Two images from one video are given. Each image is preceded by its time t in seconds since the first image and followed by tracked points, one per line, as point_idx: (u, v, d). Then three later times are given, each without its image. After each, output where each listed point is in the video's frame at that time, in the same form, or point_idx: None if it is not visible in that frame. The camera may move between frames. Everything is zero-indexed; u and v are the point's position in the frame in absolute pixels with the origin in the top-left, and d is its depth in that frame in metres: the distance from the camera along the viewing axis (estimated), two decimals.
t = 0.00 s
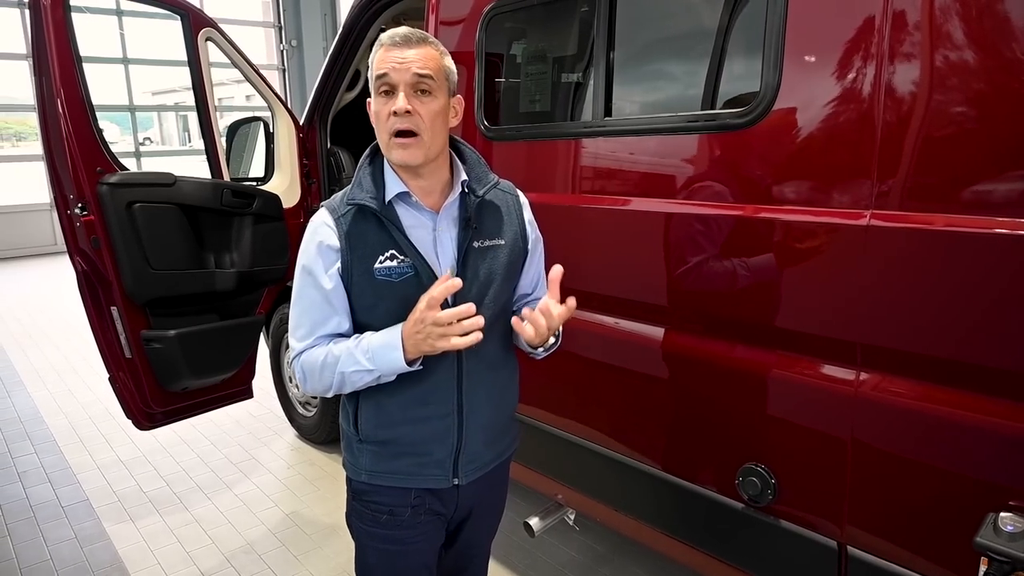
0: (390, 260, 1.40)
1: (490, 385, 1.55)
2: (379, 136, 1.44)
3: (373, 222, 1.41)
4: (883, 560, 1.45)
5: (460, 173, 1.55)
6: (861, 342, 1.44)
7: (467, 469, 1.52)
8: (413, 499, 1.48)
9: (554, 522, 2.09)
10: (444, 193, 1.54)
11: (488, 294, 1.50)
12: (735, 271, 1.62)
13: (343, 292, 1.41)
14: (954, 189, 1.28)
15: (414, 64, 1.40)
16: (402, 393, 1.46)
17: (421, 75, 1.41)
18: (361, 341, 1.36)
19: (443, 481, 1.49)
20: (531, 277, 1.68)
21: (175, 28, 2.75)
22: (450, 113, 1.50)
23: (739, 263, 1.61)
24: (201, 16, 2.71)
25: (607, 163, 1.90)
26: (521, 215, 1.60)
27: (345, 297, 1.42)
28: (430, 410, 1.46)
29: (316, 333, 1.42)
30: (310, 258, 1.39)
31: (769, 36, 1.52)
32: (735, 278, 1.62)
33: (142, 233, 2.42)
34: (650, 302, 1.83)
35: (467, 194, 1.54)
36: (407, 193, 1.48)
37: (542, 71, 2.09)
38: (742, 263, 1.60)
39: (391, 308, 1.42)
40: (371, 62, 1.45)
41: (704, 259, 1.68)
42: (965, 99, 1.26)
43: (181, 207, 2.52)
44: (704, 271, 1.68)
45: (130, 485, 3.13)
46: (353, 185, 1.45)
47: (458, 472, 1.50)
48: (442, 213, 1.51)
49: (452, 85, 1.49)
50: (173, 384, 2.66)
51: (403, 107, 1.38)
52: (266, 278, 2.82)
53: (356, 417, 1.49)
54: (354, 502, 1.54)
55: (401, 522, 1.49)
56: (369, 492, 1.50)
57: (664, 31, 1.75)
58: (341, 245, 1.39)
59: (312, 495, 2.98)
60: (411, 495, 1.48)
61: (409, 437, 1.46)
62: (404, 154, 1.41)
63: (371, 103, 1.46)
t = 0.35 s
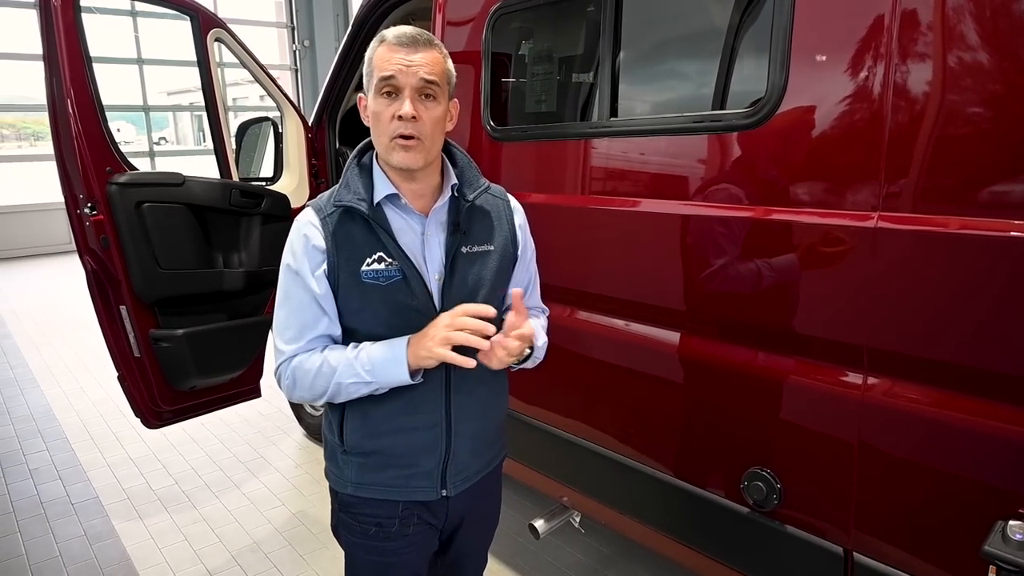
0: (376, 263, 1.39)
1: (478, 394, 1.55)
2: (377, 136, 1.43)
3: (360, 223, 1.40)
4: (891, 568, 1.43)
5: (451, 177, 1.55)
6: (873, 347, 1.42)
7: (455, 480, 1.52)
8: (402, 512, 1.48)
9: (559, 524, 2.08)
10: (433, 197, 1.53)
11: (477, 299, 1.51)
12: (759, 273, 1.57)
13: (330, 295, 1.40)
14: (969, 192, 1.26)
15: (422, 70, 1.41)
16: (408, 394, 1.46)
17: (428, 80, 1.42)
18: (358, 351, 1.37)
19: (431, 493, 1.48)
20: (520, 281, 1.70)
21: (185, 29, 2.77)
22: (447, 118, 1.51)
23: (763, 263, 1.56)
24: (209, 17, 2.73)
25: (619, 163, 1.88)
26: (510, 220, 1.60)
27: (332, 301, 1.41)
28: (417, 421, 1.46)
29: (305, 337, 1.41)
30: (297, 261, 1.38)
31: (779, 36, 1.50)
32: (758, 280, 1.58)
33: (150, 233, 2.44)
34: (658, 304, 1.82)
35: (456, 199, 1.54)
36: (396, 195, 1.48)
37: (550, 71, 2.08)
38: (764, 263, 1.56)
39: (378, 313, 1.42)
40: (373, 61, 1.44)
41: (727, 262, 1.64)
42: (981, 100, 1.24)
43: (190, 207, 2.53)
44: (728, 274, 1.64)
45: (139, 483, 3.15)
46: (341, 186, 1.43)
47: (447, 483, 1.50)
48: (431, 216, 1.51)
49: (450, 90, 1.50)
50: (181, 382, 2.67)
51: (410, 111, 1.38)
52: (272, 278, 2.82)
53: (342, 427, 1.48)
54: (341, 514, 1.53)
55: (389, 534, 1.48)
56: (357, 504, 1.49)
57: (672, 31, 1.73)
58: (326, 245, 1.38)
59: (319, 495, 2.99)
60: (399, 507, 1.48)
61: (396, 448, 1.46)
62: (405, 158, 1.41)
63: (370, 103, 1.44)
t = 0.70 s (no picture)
0: (401, 270, 1.36)
1: (489, 388, 1.59)
2: (424, 148, 1.36)
3: (376, 230, 1.35)
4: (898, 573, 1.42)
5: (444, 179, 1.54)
6: (884, 350, 1.40)
7: (478, 472, 1.57)
8: (435, 512, 1.51)
9: (565, 526, 2.07)
10: (430, 198, 1.52)
11: (480, 295, 1.55)
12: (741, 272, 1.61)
13: (357, 308, 1.32)
14: (982, 195, 1.24)
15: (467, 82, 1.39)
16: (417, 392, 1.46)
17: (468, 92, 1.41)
18: (406, 366, 1.31)
19: (461, 489, 1.52)
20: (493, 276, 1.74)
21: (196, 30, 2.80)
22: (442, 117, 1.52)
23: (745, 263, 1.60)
24: (221, 19, 2.76)
25: (630, 165, 1.87)
26: (487, 216, 1.65)
27: (359, 314, 1.33)
28: (449, 423, 1.48)
29: (341, 355, 1.31)
30: (323, 276, 1.27)
31: (788, 36, 1.50)
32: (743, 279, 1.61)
33: (161, 232, 2.46)
34: (666, 306, 1.81)
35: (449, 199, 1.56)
36: (409, 200, 1.44)
37: (558, 72, 2.08)
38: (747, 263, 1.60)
39: (406, 319, 1.39)
40: (419, 68, 1.32)
41: (700, 254, 1.70)
42: (995, 101, 1.22)
43: (200, 207, 2.55)
44: (704, 266, 1.69)
45: (150, 481, 3.18)
46: (348, 195, 1.35)
47: (473, 476, 1.55)
48: (436, 218, 1.51)
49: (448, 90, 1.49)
50: (191, 381, 2.69)
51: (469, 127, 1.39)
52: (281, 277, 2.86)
53: (371, 448, 1.43)
54: (359, 529, 1.50)
55: (421, 537, 1.50)
56: (386, 517, 1.46)
57: (682, 32, 1.72)
58: (351, 254, 1.31)
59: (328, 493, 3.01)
60: (432, 508, 1.50)
61: (429, 453, 1.46)
62: (455, 170, 1.42)
63: (414, 112, 1.33)
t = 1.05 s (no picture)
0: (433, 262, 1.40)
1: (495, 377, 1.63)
2: (415, 150, 1.36)
3: (405, 227, 1.38)
4: None
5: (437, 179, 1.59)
6: (897, 355, 1.38)
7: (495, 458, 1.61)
8: (461, 501, 1.54)
9: (571, 527, 2.06)
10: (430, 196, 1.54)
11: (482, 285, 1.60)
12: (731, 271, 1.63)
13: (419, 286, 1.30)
14: (997, 197, 1.22)
15: (450, 76, 1.38)
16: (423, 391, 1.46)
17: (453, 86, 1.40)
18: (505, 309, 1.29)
19: (484, 476, 1.55)
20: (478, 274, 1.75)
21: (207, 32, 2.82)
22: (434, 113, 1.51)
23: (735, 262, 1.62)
24: (232, 21, 2.78)
25: (642, 166, 1.85)
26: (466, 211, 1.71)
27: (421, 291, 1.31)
28: (472, 414, 1.50)
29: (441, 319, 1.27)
30: (383, 260, 1.25)
31: (796, 36, 1.49)
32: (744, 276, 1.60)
33: (171, 232, 2.48)
34: (674, 309, 1.79)
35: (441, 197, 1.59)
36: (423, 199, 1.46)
37: (563, 73, 2.08)
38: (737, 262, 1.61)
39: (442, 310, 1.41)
40: (399, 71, 1.31)
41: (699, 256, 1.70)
42: (1009, 102, 1.20)
43: (209, 207, 2.57)
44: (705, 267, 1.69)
45: (160, 479, 3.20)
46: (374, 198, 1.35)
47: (493, 462, 1.58)
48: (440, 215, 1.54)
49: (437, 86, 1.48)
50: (200, 381, 2.71)
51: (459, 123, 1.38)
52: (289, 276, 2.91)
53: (410, 446, 1.41)
54: (388, 531, 1.49)
55: (446, 529, 1.52)
56: (417, 515, 1.46)
57: (691, 32, 1.71)
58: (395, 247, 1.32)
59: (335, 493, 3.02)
60: (458, 498, 1.52)
61: (458, 445, 1.47)
62: (451, 167, 1.42)
63: (399, 116, 1.33)
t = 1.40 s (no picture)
0: (435, 271, 1.39)
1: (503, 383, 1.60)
2: (416, 160, 1.37)
3: (409, 235, 1.37)
4: None
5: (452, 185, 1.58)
6: (905, 366, 1.36)
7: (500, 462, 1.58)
8: (461, 505, 1.52)
9: (574, 536, 2.05)
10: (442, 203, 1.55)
11: (491, 292, 1.59)
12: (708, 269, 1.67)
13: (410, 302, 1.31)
14: (1007, 206, 1.20)
15: (450, 85, 1.37)
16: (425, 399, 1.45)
17: (454, 93, 1.40)
18: (480, 343, 1.32)
19: (485, 480, 1.53)
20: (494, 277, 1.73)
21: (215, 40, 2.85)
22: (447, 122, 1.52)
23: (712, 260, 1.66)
24: (239, 30, 2.80)
25: (649, 174, 1.83)
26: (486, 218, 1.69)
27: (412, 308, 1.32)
28: (474, 417, 1.49)
29: (418, 342, 1.29)
30: (377, 275, 1.25)
31: (794, 46, 1.49)
32: (711, 276, 1.66)
33: (177, 239, 2.49)
34: (678, 318, 1.78)
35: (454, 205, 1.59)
36: (430, 206, 1.47)
37: (565, 80, 2.10)
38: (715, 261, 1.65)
39: (442, 319, 1.40)
40: (397, 84, 1.32)
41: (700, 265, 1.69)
42: (1019, 110, 1.18)
43: (215, 215, 2.58)
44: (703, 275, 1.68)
45: (166, 485, 3.22)
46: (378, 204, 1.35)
47: (496, 467, 1.56)
48: (450, 222, 1.54)
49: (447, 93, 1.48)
50: (204, 387, 2.72)
51: (459, 131, 1.38)
52: (295, 284, 2.89)
53: (407, 447, 1.41)
54: (389, 529, 1.49)
55: (447, 531, 1.51)
56: (416, 515, 1.46)
57: (695, 41, 1.71)
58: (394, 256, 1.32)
59: (339, 500, 3.01)
60: (458, 501, 1.51)
61: (459, 447, 1.47)
62: (455, 175, 1.42)
63: (399, 128, 1.34)
